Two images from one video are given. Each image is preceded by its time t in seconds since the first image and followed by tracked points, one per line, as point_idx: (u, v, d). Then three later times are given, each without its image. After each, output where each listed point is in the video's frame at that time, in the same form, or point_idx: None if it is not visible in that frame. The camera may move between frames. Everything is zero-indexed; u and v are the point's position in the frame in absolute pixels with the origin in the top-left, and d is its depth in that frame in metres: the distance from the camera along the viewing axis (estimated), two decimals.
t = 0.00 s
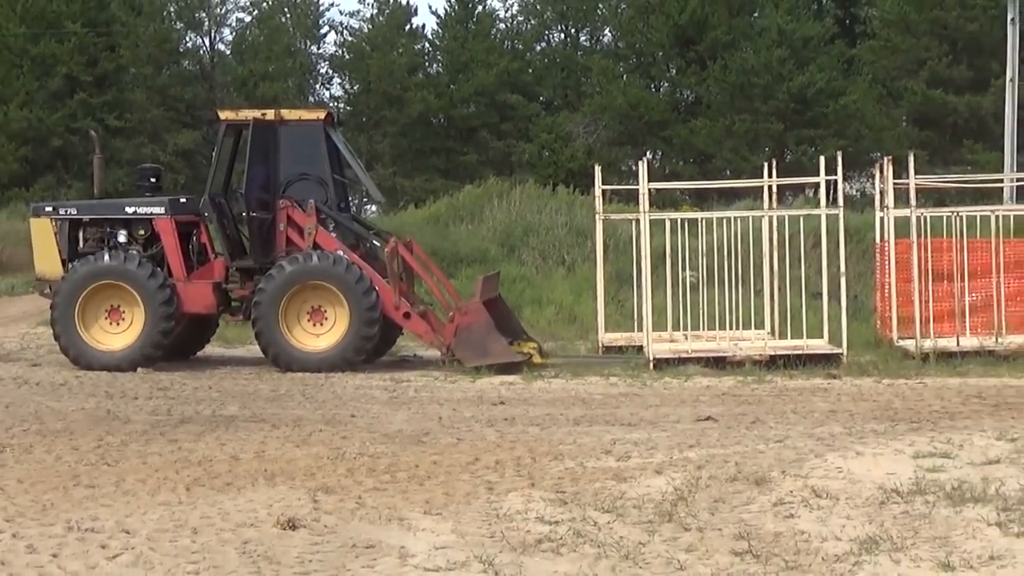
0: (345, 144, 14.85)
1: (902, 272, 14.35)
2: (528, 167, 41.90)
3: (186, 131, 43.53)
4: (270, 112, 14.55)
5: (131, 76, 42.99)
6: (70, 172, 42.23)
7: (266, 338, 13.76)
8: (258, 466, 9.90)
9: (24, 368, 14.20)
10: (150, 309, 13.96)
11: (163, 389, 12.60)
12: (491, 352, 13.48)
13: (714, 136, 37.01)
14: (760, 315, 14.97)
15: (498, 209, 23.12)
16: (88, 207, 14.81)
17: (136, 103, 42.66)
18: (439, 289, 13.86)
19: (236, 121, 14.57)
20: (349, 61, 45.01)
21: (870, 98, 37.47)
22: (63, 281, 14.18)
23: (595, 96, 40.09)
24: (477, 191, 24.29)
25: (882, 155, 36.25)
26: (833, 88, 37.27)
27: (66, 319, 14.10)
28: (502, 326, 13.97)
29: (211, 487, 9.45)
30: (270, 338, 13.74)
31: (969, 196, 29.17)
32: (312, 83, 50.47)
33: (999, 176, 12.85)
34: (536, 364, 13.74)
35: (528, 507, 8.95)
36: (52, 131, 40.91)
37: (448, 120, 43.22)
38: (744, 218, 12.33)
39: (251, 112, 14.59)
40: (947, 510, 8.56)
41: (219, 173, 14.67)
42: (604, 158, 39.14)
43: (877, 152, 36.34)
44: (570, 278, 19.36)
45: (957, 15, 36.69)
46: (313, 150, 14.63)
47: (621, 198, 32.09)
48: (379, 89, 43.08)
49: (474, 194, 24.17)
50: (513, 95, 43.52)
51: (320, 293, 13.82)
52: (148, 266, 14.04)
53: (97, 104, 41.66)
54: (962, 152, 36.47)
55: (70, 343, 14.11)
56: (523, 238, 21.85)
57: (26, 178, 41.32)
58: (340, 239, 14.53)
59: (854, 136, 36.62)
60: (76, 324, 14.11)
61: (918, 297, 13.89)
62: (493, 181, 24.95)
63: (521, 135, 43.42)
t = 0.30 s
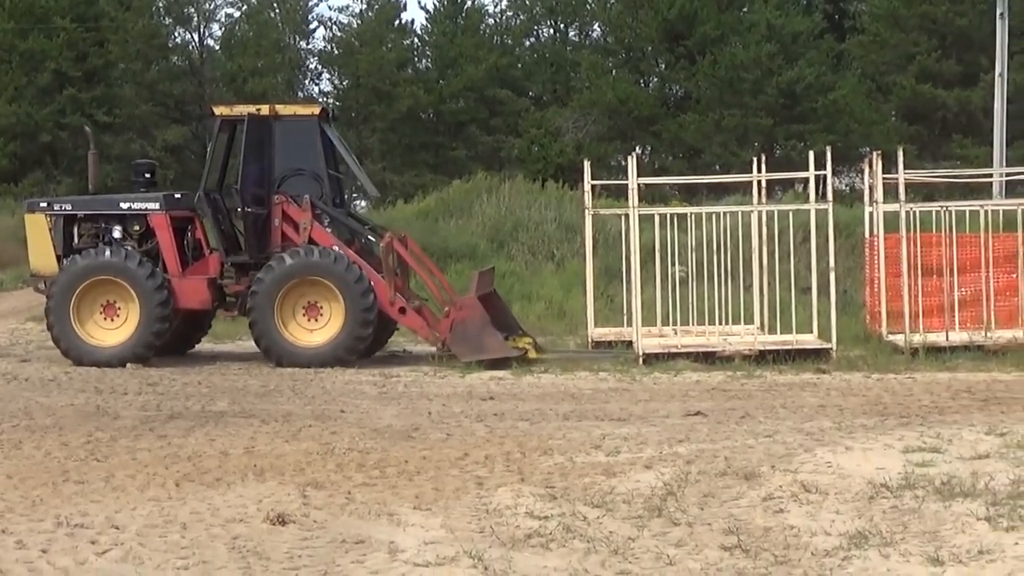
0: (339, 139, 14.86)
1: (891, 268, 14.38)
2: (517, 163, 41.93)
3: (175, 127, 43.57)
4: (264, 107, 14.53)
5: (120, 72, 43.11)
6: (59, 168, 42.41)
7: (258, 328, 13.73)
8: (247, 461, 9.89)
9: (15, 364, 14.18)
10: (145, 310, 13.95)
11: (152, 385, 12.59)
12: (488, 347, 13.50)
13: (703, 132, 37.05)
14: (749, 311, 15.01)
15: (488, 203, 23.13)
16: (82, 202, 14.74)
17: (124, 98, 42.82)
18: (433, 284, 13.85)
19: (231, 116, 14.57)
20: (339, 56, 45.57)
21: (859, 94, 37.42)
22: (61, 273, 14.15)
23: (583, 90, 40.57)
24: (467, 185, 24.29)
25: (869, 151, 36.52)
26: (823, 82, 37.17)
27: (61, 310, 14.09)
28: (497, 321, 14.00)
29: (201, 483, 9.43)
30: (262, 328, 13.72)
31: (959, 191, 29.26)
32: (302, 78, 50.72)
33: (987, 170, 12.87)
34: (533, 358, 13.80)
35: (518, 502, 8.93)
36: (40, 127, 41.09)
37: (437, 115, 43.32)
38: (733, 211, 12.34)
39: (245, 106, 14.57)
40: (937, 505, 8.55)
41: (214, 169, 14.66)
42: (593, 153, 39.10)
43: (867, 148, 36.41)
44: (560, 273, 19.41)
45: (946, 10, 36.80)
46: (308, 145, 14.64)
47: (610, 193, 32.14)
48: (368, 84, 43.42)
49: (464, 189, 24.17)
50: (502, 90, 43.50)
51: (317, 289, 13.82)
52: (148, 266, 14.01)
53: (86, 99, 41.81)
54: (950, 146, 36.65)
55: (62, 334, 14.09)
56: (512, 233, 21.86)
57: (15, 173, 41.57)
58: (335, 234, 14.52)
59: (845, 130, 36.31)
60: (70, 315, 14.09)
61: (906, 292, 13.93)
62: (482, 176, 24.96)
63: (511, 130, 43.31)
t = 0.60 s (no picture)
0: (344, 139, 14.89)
1: (886, 266, 14.35)
2: (512, 163, 41.94)
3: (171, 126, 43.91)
4: (270, 107, 14.53)
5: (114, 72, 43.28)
6: (53, 168, 42.86)
7: (261, 320, 13.73)
8: (243, 461, 9.89)
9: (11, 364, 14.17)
10: (149, 318, 13.96)
11: (147, 385, 12.60)
12: (494, 346, 13.54)
13: (698, 131, 37.11)
14: (744, 311, 15.03)
15: (483, 203, 23.15)
16: (88, 202, 14.76)
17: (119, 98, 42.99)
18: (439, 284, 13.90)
19: (236, 116, 14.56)
20: (335, 56, 45.42)
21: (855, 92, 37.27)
22: (71, 268, 14.13)
23: (579, 90, 40.58)
24: (463, 186, 24.31)
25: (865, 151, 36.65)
26: (818, 82, 37.19)
27: (67, 302, 14.08)
28: (503, 322, 14.00)
29: (196, 483, 9.42)
30: (264, 319, 13.71)
31: (953, 192, 29.31)
32: (298, 78, 50.84)
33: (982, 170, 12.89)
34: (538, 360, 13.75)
35: (513, 502, 8.92)
36: (35, 127, 41.21)
37: (432, 114, 43.46)
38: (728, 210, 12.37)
39: (251, 106, 14.56)
40: (933, 505, 8.54)
41: (219, 170, 14.73)
42: (589, 153, 39.12)
43: (862, 148, 36.47)
44: (555, 273, 19.43)
45: (941, 9, 36.81)
46: (313, 146, 14.66)
47: (606, 193, 32.19)
48: (363, 84, 43.41)
49: (458, 189, 24.18)
50: (497, 90, 43.66)
51: (327, 290, 13.81)
52: (160, 274, 14.01)
53: (81, 100, 42.03)
54: (946, 146, 36.73)
55: (64, 329, 14.08)
56: (508, 233, 21.88)
57: (10, 173, 41.95)
58: (341, 235, 14.53)
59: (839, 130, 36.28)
60: (74, 309, 14.09)
61: (901, 291, 13.96)
62: (478, 176, 24.96)
63: (505, 130, 43.64)
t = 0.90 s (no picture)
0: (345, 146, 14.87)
1: (877, 271, 14.40)
2: (503, 168, 41.87)
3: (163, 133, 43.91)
4: (270, 114, 14.57)
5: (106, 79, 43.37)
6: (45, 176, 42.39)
7: (261, 318, 13.71)
8: (235, 468, 9.89)
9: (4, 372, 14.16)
10: (149, 334, 13.95)
11: (139, 393, 12.59)
12: (496, 353, 13.54)
13: (689, 137, 37.17)
14: (735, 316, 15.05)
15: (475, 209, 23.14)
16: (89, 210, 14.77)
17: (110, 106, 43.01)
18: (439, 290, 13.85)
19: (237, 123, 14.56)
20: (325, 62, 45.45)
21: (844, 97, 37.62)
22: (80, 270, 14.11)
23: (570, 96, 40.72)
24: (454, 191, 24.30)
25: (856, 155, 36.72)
26: (808, 87, 37.32)
27: (69, 302, 14.06)
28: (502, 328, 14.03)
29: (187, 490, 9.40)
30: (265, 316, 13.70)
31: (944, 195, 29.38)
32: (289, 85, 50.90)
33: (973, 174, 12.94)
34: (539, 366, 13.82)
35: (506, 508, 8.91)
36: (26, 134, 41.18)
37: (423, 121, 43.18)
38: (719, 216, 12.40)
39: (252, 114, 14.61)
40: (924, 509, 8.54)
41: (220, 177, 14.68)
42: (580, 159, 39.11)
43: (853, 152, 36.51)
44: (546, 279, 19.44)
45: (931, 14, 37.07)
46: (314, 153, 14.65)
47: (597, 199, 32.19)
48: (354, 91, 43.46)
49: (449, 195, 24.17)
50: (487, 97, 43.33)
51: (332, 300, 13.81)
52: (167, 292, 13.97)
53: (71, 108, 42.00)
54: (936, 150, 36.84)
55: (63, 329, 14.04)
56: (499, 239, 21.87)
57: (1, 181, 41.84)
58: (342, 241, 14.51)
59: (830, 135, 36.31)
60: (75, 310, 14.06)
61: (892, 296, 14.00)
62: (469, 182, 24.96)
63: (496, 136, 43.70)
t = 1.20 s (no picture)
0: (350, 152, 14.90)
1: (874, 277, 14.41)
2: (499, 175, 41.87)
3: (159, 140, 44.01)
4: (276, 121, 14.55)
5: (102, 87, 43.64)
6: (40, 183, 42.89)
7: (268, 316, 13.67)
8: (231, 475, 9.88)
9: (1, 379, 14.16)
10: (152, 349, 13.96)
11: (135, 400, 12.60)
12: (502, 359, 13.62)
13: (685, 143, 37.22)
14: (732, 323, 15.07)
15: (471, 217, 23.14)
16: (94, 217, 14.72)
17: (106, 113, 43.09)
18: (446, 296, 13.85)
19: (242, 130, 14.56)
20: (321, 70, 45.59)
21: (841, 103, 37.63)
22: (95, 273, 14.10)
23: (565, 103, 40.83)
24: (450, 199, 24.31)
25: (852, 161, 36.77)
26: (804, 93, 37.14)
27: (78, 302, 14.06)
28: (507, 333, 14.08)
29: (183, 498, 9.39)
30: (272, 314, 13.66)
31: (940, 202, 29.44)
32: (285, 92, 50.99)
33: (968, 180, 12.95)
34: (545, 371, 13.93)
35: (502, 515, 8.89)
36: (22, 142, 41.24)
37: (418, 127, 43.30)
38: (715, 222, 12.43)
39: (257, 120, 14.59)
40: (920, 515, 8.54)
41: (225, 184, 14.65)
42: (576, 165, 39.13)
43: (849, 158, 36.58)
44: (543, 285, 19.44)
45: (926, 20, 37.09)
46: (319, 160, 14.67)
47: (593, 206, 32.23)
48: (350, 98, 43.54)
49: (445, 202, 24.17)
50: (484, 103, 43.57)
51: (342, 308, 13.78)
52: (177, 310, 13.96)
53: (67, 115, 42.08)
54: (932, 156, 36.90)
55: (68, 328, 14.04)
56: (495, 246, 21.86)
57: None
58: (348, 248, 14.52)
59: (826, 140, 36.33)
60: (83, 310, 14.06)
61: (888, 302, 14.04)
62: (465, 189, 24.97)
63: (491, 143, 43.78)
